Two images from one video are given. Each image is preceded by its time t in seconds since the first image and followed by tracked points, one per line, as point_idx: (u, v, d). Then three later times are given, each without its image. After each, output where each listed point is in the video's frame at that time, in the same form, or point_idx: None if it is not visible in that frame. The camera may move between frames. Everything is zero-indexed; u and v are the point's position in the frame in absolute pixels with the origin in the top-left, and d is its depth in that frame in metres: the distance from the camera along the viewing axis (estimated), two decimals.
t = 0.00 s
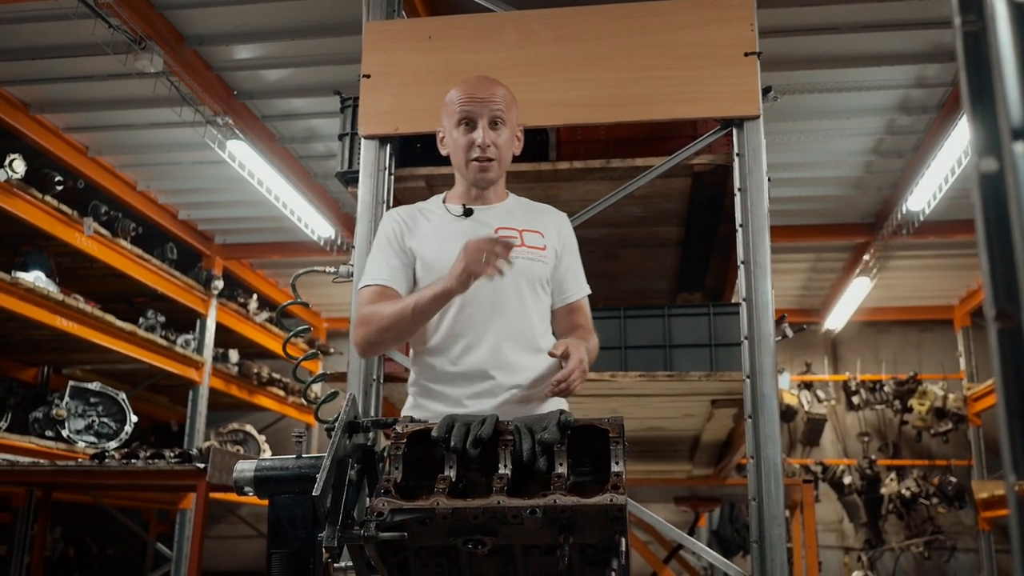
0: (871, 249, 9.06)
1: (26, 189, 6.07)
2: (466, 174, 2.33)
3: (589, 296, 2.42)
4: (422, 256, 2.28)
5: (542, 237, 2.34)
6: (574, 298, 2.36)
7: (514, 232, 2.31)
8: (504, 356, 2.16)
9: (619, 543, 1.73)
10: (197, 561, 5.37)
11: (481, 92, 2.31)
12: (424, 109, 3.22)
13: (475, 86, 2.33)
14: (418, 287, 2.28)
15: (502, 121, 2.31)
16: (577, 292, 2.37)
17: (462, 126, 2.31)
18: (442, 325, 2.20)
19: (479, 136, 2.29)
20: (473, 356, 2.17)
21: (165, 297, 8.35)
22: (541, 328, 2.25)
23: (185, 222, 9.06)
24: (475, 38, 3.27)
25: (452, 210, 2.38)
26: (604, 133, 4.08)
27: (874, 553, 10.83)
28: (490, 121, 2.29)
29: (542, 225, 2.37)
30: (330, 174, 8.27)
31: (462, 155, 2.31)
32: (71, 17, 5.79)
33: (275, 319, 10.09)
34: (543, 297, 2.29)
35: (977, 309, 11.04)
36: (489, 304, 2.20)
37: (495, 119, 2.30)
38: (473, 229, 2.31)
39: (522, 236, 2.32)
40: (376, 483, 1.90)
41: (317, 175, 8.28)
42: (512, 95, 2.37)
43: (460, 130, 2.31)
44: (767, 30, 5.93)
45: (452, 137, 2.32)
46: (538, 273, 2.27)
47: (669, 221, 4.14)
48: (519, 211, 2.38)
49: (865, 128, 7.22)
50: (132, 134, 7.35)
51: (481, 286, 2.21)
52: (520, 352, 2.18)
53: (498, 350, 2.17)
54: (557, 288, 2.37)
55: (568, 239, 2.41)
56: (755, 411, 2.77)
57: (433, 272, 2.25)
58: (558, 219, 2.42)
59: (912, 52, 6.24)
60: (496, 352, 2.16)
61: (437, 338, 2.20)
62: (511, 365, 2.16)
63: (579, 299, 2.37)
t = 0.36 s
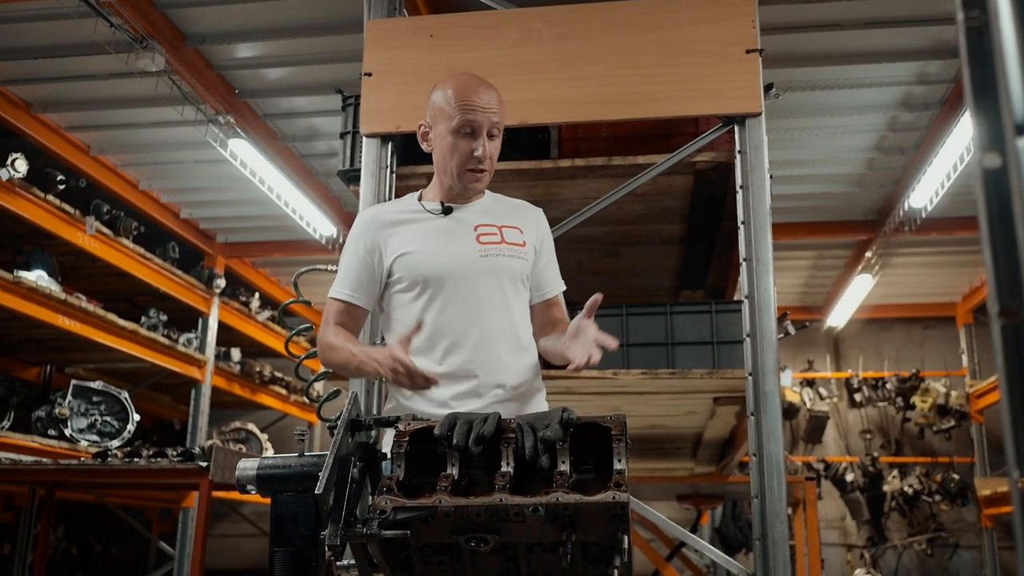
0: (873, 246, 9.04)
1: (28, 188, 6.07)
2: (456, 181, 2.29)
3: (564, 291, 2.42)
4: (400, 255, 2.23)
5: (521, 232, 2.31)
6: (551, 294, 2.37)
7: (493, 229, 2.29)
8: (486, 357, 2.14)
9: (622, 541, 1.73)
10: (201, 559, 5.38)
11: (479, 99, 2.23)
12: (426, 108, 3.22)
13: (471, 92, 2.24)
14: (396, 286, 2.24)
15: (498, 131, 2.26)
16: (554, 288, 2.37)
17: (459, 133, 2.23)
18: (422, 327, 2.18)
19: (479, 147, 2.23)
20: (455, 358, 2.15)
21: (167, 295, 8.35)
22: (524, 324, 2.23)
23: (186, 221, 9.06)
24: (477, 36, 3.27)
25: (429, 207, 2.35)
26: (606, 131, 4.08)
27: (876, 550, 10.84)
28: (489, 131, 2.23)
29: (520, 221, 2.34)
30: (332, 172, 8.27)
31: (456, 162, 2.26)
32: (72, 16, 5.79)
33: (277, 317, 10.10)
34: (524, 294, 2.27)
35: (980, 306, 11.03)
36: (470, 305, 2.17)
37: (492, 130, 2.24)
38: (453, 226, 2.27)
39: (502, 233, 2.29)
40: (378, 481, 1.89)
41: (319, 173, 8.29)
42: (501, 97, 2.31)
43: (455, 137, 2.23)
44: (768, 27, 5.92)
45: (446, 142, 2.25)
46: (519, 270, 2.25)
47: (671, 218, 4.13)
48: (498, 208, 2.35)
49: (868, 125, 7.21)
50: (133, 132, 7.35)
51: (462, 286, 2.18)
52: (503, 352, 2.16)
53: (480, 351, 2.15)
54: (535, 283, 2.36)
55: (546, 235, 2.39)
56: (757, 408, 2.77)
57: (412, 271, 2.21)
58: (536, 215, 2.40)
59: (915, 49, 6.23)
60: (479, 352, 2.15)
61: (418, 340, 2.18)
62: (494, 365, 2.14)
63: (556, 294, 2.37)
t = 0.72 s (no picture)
0: (874, 245, 9.04)
1: (29, 188, 6.07)
2: (453, 178, 2.29)
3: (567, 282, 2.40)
4: (398, 240, 2.23)
5: (520, 221, 2.32)
6: (556, 281, 2.35)
7: (492, 218, 2.29)
8: (484, 342, 2.15)
9: (623, 541, 1.73)
10: (201, 558, 5.38)
11: (476, 98, 2.21)
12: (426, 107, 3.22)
13: (468, 91, 2.22)
14: (392, 271, 2.23)
15: (495, 129, 2.25)
16: (558, 276, 2.35)
17: (456, 132, 2.22)
18: (420, 311, 2.18)
19: (475, 146, 2.22)
20: (452, 342, 2.15)
21: (168, 295, 8.35)
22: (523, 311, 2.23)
23: (187, 220, 9.06)
24: (477, 36, 3.27)
25: (429, 198, 2.36)
26: (607, 130, 4.08)
27: (877, 549, 10.84)
28: (485, 131, 2.22)
29: (520, 211, 2.35)
30: (333, 172, 8.28)
31: (452, 159, 2.26)
32: (72, 15, 5.79)
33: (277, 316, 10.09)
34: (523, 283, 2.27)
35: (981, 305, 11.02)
36: (468, 290, 2.18)
37: (489, 129, 2.23)
38: (451, 215, 2.28)
39: (501, 221, 2.29)
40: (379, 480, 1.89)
41: (319, 173, 8.28)
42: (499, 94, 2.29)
43: (452, 135, 2.23)
44: (769, 26, 5.92)
45: (443, 140, 2.24)
46: (518, 257, 2.26)
47: (671, 217, 4.13)
48: (496, 199, 2.36)
49: (868, 124, 7.21)
50: (133, 132, 7.35)
51: (461, 271, 2.19)
52: (501, 338, 2.17)
53: (477, 336, 2.16)
54: (535, 273, 2.35)
55: (545, 225, 2.40)
56: (758, 407, 2.77)
57: (410, 256, 2.21)
58: (535, 206, 2.40)
59: (915, 47, 6.22)
60: (477, 338, 2.15)
61: (414, 326, 2.18)
62: (492, 349, 2.15)
63: (560, 283, 2.35)
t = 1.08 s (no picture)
0: (874, 243, 9.03)
1: (30, 187, 6.07)
2: (446, 176, 2.29)
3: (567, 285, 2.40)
4: (399, 243, 2.24)
5: (521, 225, 2.31)
6: (555, 286, 2.35)
7: (493, 221, 2.28)
8: (485, 345, 2.15)
9: (624, 540, 1.73)
10: (202, 557, 5.38)
11: (468, 95, 2.25)
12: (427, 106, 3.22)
13: (461, 89, 2.26)
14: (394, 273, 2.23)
15: (487, 126, 2.26)
16: (556, 281, 2.35)
17: (447, 128, 2.25)
18: (421, 315, 2.18)
19: (463, 139, 2.24)
20: (454, 345, 2.15)
21: (169, 293, 8.35)
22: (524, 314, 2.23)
23: (187, 219, 9.06)
24: (477, 34, 3.27)
25: (429, 199, 2.35)
26: (607, 129, 4.08)
27: (878, 547, 10.83)
28: (474, 125, 2.23)
29: (520, 214, 2.34)
30: (333, 171, 8.27)
31: (443, 156, 2.27)
32: (73, 14, 5.80)
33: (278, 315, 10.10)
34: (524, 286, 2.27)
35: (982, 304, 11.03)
36: (469, 294, 2.18)
37: (480, 124, 2.25)
38: (452, 217, 2.28)
39: (502, 224, 2.28)
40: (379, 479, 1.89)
41: (320, 171, 8.28)
42: (497, 97, 2.32)
43: (443, 131, 2.25)
44: (770, 24, 5.92)
45: (435, 137, 2.27)
46: (518, 260, 2.25)
47: (672, 216, 4.13)
48: (497, 203, 2.35)
49: (869, 122, 7.21)
50: (134, 130, 7.35)
51: (463, 274, 2.19)
52: (502, 342, 2.16)
53: (479, 339, 2.16)
54: (535, 277, 2.35)
55: (546, 230, 2.39)
56: (759, 406, 2.77)
57: (411, 259, 2.21)
58: (536, 210, 2.39)
59: (915, 46, 6.22)
60: (478, 341, 2.15)
61: (416, 329, 2.18)
62: (494, 353, 2.15)
63: (559, 288, 2.35)
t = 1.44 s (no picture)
0: (875, 243, 9.03)
1: (30, 186, 6.07)
2: (437, 175, 2.29)
3: (564, 285, 2.41)
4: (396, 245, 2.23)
5: (518, 224, 2.31)
6: (551, 285, 2.36)
7: (490, 220, 2.28)
8: (485, 346, 2.15)
9: (624, 539, 1.73)
10: (202, 556, 5.38)
11: (452, 92, 2.25)
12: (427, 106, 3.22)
13: (447, 87, 2.26)
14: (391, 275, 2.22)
15: (473, 121, 2.25)
16: (553, 281, 2.36)
17: (433, 127, 2.25)
18: (420, 316, 2.18)
19: (449, 136, 2.23)
20: (453, 345, 2.15)
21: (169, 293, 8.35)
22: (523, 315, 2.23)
23: (188, 218, 9.06)
24: (477, 33, 3.27)
25: (425, 201, 2.35)
26: (607, 128, 4.09)
27: (878, 546, 10.84)
28: (459, 121, 2.23)
29: (518, 214, 2.34)
30: (334, 170, 8.28)
31: (432, 156, 2.27)
32: (73, 13, 5.80)
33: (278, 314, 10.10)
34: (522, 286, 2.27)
35: (982, 303, 11.03)
36: (468, 293, 2.18)
37: (465, 120, 2.24)
38: (449, 217, 2.27)
39: (499, 223, 2.28)
40: (380, 478, 1.89)
41: (320, 171, 8.29)
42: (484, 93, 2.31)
43: (430, 131, 2.25)
44: (770, 24, 5.92)
45: (423, 137, 2.27)
46: (517, 259, 2.26)
47: (672, 215, 4.13)
48: (494, 202, 2.34)
49: (869, 122, 7.21)
50: (134, 129, 7.35)
51: (460, 274, 2.19)
52: (502, 343, 2.16)
53: (478, 339, 2.15)
54: (532, 277, 2.36)
55: (543, 229, 2.39)
56: (759, 405, 2.77)
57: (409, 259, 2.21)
58: (533, 209, 2.40)
59: (916, 45, 6.22)
60: (477, 341, 2.15)
61: (415, 330, 2.18)
62: (494, 353, 2.14)
63: (554, 288, 2.36)
